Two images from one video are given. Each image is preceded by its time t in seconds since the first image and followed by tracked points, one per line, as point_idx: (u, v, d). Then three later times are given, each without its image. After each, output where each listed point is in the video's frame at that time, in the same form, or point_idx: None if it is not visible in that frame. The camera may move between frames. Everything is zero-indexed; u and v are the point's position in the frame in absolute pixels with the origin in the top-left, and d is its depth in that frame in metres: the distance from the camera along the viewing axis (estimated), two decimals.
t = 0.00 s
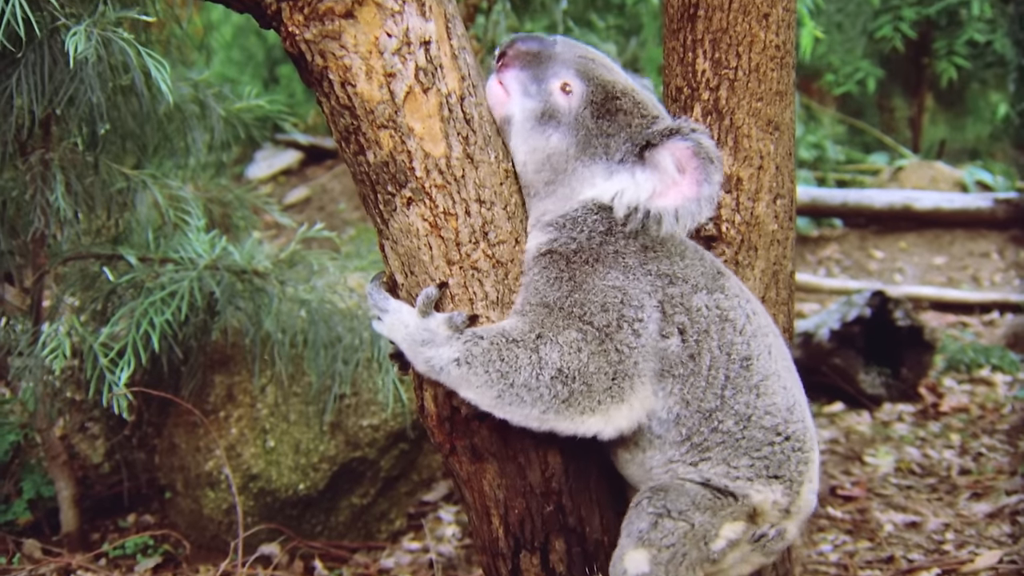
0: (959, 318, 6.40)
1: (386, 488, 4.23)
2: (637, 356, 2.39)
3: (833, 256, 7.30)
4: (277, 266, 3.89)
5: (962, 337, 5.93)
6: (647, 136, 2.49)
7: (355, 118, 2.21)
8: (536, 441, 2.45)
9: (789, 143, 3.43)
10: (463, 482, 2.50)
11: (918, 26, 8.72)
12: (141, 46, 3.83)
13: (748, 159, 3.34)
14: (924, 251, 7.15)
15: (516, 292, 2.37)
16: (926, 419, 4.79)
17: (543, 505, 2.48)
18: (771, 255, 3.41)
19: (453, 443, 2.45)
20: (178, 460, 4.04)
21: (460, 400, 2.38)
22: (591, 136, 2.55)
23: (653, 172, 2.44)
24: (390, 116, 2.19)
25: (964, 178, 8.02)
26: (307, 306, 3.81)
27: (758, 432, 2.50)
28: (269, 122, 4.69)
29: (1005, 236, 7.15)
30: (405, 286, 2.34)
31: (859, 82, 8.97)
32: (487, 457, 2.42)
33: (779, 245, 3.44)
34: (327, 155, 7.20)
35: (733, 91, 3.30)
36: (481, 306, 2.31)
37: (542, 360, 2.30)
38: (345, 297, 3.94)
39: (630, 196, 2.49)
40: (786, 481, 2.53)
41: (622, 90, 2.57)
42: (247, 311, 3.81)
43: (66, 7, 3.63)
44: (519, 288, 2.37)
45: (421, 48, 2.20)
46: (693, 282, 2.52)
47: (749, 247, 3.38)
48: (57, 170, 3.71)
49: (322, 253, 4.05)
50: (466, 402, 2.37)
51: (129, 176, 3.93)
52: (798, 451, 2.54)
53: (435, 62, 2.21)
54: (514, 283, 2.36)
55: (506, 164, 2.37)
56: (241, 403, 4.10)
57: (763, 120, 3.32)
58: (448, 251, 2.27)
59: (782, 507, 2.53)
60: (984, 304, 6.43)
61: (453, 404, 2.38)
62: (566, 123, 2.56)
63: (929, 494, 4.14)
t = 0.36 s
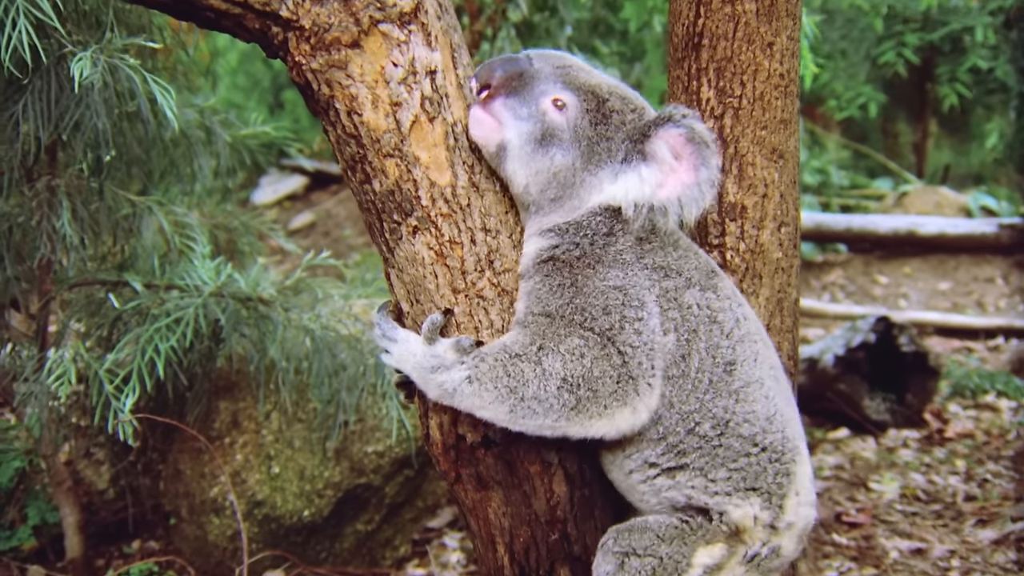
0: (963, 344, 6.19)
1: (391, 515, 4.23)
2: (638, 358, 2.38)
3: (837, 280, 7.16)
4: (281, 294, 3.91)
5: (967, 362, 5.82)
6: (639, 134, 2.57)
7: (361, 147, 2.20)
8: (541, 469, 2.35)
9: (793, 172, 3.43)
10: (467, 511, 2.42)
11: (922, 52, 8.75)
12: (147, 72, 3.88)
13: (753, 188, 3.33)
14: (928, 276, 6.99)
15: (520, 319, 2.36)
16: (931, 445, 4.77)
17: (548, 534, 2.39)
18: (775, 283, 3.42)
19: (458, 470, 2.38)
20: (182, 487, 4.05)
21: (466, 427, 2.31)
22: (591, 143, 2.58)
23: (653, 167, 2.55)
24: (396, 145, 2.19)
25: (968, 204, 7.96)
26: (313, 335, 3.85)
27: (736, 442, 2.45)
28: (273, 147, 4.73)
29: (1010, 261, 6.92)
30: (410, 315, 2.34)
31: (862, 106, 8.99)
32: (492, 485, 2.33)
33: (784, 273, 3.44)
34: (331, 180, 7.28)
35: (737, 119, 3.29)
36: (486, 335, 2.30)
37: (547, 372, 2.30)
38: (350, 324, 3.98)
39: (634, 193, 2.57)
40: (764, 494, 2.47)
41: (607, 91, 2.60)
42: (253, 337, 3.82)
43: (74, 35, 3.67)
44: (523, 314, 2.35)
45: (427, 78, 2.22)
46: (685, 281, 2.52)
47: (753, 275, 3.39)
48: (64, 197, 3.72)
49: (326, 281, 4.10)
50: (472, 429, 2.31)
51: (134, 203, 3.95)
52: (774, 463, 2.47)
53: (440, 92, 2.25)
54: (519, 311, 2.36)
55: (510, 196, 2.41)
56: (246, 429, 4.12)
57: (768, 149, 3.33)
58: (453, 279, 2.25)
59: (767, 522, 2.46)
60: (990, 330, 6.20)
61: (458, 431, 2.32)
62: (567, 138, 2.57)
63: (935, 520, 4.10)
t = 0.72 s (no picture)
0: (967, 359, 6.12)
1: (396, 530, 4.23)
2: (653, 323, 2.36)
3: (842, 296, 7.14)
4: (287, 308, 3.92)
5: (973, 378, 5.75)
6: (615, 73, 2.59)
7: (367, 164, 2.21)
8: (546, 486, 2.32)
9: (798, 190, 3.41)
10: (473, 526, 2.40)
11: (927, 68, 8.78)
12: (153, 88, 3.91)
13: (758, 206, 3.31)
14: (933, 291, 6.90)
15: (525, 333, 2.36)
16: (936, 461, 4.75)
17: (554, 550, 2.38)
18: (779, 300, 3.40)
19: (463, 488, 2.34)
20: (187, 502, 4.07)
21: (471, 443, 2.27)
22: (580, 93, 2.53)
23: (641, 95, 2.59)
24: (402, 163, 2.20)
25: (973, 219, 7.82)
26: (321, 348, 3.87)
27: (716, 407, 2.54)
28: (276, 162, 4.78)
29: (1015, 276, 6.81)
30: (415, 331, 2.33)
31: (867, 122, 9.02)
32: (498, 502, 2.31)
33: (789, 290, 3.43)
34: (336, 194, 7.46)
35: (742, 136, 3.28)
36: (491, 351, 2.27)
37: (564, 355, 2.25)
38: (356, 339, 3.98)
39: (630, 127, 2.59)
40: (732, 455, 2.55)
41: (577, 42, 2.52)
42: (259, 351, 3.83)
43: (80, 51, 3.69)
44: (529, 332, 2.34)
45: (432, 95, 2.24)
46: (678, 241, 2.54)
47: (758, 292, 3.38)
48: (69, 212, 3.73)
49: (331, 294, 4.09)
50: (477, 444, 2.26)
51: (140, 219, 3.99)
52: (745, 427, 2.57)
53: (445, 110, 2.26)
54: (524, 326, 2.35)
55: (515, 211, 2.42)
56: (251, 444, 4.16)
57: (772, 166, 3.31)
58: (458, 296, 2.25)
59: (744, 479, 2.56)
60: (995, 345, 6.12)
61: (463, 447, 2.28)
62: (558, 95, 2.48)
63: (940, 536, 4.07)
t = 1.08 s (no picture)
0: (975, 384, 6.07)
1: (403, 557, 4.24)
2: (684, 354, 2.40)
3: (849, 321, 7.05)
4: (294, 335, 3.94)
5: (980, 404, 5.69)
6: (636, 103, 2.64)
7: (375, 193, 2.18)
8: (553, 514, 2.30)
9: (805, 218, 3.39)
10: (480, 554, 2.39)
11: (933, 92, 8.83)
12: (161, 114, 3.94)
13: (765, 233, 3.29)
14: (940, 316, 6.86)
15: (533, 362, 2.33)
16: (944, 487, 4.74)
17: None
18: (787, 327, 3.37)
19: (471, 515, 2.33)
20: (194, 528, 4.10)
21: (478, 471, 2.27)
22: (599, 119, 2.59)
23: (660, 126, 2.64)
24: (410, 192, 2.17)
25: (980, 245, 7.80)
26: (327, 376, 3.86)
27: (745, 454, 2.61)
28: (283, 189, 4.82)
29: None
30: (423, 357, 2.31)
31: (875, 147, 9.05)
32: (506, 530, 2.29)
33: (796, 317, 3.40)
34: (345, 221, 7.50)
35: (749, 164, 3.27)
36: (498, 380, 2.26)
37: (598, 385, 2.28)
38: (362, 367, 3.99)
39: (649, 155, 2.63)
40: (762, 508, 2.64)
41: (598, 69, 2.61)
42: (266, 378, 3.85)
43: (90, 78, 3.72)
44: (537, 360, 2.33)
45: (441, 124, 2.19)
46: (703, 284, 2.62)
47: (765, 319, 3.34)
48: (78, 238, 3.77)
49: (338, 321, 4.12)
50: (485, 472, 2.26)
51: (148, 245, 4.00)
52: (774, 476, 2.67)
53: (454, 138, 2.22)
54: (532, 355, 2.32)
55: (525, 238, 2.36)
56: (258, 471, 4.18)
57: (779, 194, 3.29)
58: (466, 324, 2.23)
59: (770, 531, 2.65)
60: (1002, 370, 6.08)
61: (471, 476, 2.27)
62: (577, 116, 2.55)
63: (948, 562, 4.06)
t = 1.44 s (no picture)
0: (982, 403, 6.04)
1: None
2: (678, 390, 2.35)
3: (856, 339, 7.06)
4: (301, 353, 3.96)
5: (988, 422, 5.67)
6: (642, 134, 2.57)
7: (383, 213, 2.19)
8: (561, 533, 2.29)
9: (812, 237, 3.37)
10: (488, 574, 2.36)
11: (939, 110, 8.86)
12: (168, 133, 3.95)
13: (772, 252, 3.27)
14: (948, 334, 6.84)
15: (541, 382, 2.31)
16: (951, 505, 4.74)
17: None
18: (794, 345, 3.33)
19: (479, 534, 2.32)
20: (201, 546, 4.14)
21: (486, 489, 2.26)
22: (596, 143, 2.55)
23: (663, 161, 2.55)
24: (418, 212, 2.17)
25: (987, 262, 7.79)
26: (332, 393, 3.85)
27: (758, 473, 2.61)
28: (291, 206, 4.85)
29: None
30: (431, 377, 2.30)
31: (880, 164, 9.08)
32: (514, 549, 2.27)
33: (803, 336, 3.36)
34: (351, 237, 7.51)
35: (756, 184, 3.26)
36: (506, 400, 2.26)
37: (586, 416, 2.23)
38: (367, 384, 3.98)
39: (647, 188, 2.56)
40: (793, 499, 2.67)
41: (603, 93, 2.58)
42: (273, 396, 3.86)
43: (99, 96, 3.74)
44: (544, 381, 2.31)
45: (448, 144, 2.19)
46: (712, 308, 2.58)
47: (771, 337, 3.30)
48: (86, 256, 3.77)
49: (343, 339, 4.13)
50: (493, 491, 2.25)
51: (156, 263, 4.01)
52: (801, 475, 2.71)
53: (462, 158, 2.22)
54: (539, 374, 2.30)
55: (532, 258, 2.35)
56: (264, 488, 4.21)
57: (786, 213, 3.27)
58: (474, 343, 2.22)
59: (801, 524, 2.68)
60: (1010, 388, 6.06)
61: (478, 494, 2.26)
62: (572, 138, 2.53)
63: None
